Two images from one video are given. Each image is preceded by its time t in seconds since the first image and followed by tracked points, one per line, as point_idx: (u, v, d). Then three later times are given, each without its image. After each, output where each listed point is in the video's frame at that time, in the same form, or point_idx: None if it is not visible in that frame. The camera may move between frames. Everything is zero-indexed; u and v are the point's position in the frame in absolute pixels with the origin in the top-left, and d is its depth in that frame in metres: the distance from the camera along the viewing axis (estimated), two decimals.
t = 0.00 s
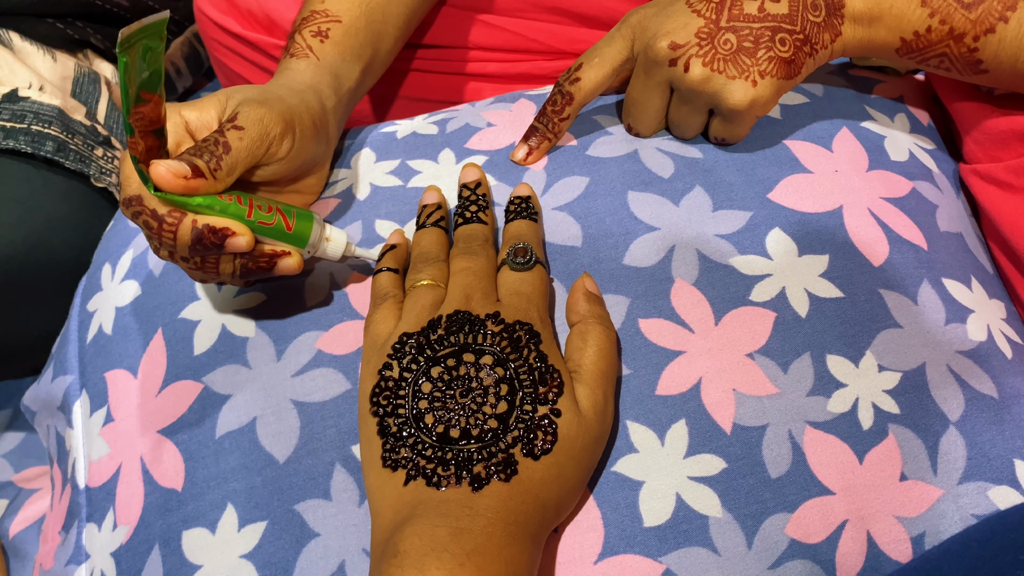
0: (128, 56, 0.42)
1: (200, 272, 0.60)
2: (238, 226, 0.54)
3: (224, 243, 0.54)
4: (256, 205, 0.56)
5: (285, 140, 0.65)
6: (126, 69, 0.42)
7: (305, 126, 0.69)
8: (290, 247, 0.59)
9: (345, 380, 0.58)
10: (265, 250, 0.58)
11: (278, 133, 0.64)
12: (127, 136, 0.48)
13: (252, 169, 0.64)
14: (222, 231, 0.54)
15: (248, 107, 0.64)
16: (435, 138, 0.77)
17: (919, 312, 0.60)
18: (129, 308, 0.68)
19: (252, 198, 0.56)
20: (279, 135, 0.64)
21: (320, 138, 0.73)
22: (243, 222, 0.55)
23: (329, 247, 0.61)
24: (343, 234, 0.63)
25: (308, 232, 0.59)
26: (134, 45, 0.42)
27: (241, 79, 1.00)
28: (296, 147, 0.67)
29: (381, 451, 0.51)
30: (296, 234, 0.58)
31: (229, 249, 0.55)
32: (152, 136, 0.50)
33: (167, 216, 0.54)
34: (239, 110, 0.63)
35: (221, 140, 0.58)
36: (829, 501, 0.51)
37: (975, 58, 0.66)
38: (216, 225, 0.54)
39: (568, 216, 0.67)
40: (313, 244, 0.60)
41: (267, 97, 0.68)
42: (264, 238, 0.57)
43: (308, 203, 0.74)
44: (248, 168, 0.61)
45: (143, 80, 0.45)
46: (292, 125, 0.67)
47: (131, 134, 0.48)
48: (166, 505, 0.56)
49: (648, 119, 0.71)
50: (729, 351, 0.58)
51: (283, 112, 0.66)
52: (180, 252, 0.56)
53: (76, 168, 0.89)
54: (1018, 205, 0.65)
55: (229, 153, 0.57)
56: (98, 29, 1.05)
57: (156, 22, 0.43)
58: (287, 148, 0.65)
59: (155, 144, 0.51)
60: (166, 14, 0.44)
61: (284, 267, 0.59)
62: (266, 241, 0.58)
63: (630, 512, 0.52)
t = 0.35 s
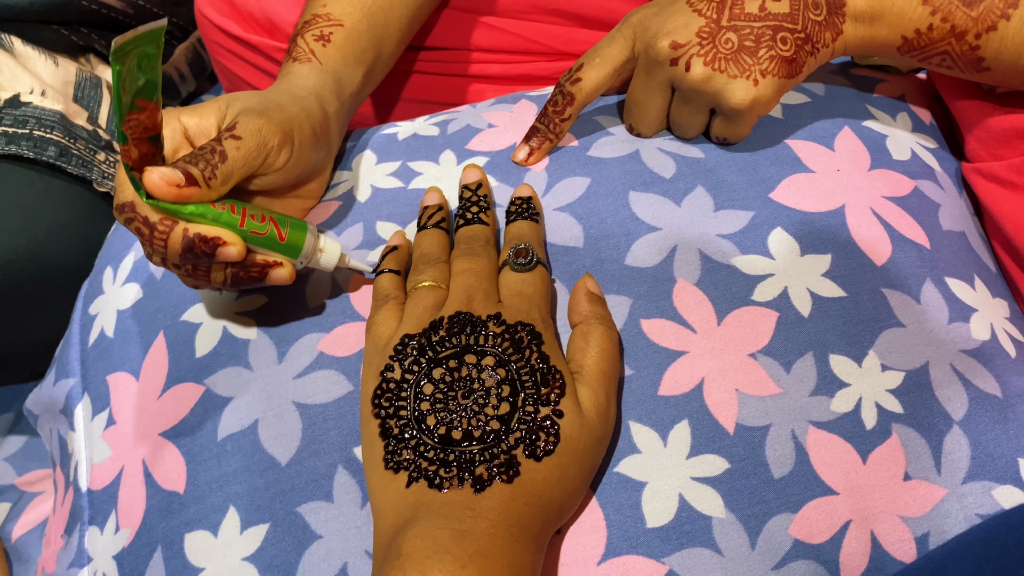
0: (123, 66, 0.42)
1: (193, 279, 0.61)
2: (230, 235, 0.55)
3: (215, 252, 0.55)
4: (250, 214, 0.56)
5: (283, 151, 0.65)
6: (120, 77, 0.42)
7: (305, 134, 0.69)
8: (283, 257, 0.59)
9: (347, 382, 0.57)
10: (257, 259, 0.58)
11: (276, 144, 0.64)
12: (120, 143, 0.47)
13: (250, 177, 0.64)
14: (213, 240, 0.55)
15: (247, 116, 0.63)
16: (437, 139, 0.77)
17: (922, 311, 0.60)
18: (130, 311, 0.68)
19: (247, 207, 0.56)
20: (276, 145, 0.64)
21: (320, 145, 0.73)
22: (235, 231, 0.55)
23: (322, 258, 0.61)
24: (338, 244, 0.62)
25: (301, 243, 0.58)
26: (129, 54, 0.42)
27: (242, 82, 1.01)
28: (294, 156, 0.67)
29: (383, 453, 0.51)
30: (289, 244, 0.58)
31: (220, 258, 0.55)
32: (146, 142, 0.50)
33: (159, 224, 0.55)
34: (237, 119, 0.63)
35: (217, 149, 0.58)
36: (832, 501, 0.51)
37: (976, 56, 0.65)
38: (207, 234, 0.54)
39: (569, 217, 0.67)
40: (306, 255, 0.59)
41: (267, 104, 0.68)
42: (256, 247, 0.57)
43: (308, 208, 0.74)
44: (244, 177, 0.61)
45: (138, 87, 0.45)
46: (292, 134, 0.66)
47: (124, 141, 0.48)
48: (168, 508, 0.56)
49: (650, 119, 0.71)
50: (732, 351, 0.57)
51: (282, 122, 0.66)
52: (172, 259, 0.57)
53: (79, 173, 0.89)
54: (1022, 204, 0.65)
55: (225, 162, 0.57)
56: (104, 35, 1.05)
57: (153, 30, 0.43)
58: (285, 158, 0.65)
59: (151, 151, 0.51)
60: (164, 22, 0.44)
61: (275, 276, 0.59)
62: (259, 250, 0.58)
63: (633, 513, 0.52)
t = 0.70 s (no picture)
0: (92, 60, 0.37)
1: (183, 281, 0.58)
2: (220, 235, 0.51)
3: (206, 253, 0.51)
4: (241, 212, 0.52)
5: (278, 153, 0.61)
6: (90, 72, 0.38)
7: (299, 132, 0.65)
8: (278, 256, 0.55)
9: (341, 398, 0.54)
10: (251, 259, 0.55)
11: (270, 144, 0.60)
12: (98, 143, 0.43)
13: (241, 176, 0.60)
14: (203, 242, 0.51)
15: (239, 113, 0.59)
16: (438, 132, 0.72)
17: (959, 319, 0.55)
18: (115, 318, 0.65)
19: (237, 204, 0.52)
20: (271, 145, 0.60)
21: (315, 143, 0.68)
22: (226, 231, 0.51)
23: (319, 256, 0.58)
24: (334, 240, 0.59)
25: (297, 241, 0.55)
26: (99, 46, 0.38)
27: (238, 69, 0.96)
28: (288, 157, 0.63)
29: (376, 478, 0.48)
30: (283, 242, 0.54)
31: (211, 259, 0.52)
32: (129, 139, 0.45)
33: (145, 225, 0.51)
34: (228, 115, 0.58)
35: (208, 146, 0.53)
36: (862, 527, 0.48)
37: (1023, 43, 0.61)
38: (197, 236, 0.50)
39: (578, 217, 0.62)
40: (302, 251, 0.56)
41: (260, 100, 0.63)
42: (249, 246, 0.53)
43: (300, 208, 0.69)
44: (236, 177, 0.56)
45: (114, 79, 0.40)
46: (286, 134, 0.62)
47: (102, 140, 0.43)
48: (153, 530, 0.53)
49: (666, 112, 0.66)
50: (753, 364, 0.53)
51: (275, 121, 0.61)
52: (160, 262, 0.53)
53: (50, 148, 0.84)
54: None
55: (216, 161, 0.53)
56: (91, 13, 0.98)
57: (126, 16, 0.38)
58: (280, 159, 0.61)
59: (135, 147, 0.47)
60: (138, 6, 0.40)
61: (270, 276, 0.56)
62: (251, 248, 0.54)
63: (646, 540, 0.48)
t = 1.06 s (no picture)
0: (71, 27, 0.37)
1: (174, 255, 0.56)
2: (210, 207, 0.50)
3: (195, 225, 0.50)
4: (232, 185, 0.51)
5: (274, 131, 0.60)
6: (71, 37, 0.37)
7: (300, 115, 0.64)
8: (268, 231, 0.54)
9: (349, 390, 0.54)
10: (241, 234, 0.54)
11: (268, 121, 0.59)
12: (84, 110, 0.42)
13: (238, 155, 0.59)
14: (191, 213, 0.50)
15: (237, 91, 0.58)
16: (445, 126, 0.72)
17: (968, 312, 0.55)
18: (123, 310, 0.65)
19: (228, 177, 0.51)
20: (268, 123, 0.59)
21: (317, 129, 0.67)
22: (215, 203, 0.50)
23: (313, 232, 0.56)
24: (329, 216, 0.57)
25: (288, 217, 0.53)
26: (80, 15, 0.37)
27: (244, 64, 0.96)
28: (286, 138, 0.62)
29: (385, 470, 0.48)
30: (275, 217, 0.53)
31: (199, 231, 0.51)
32: (119, 109, 0.44)
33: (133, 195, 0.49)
34: (227, 92, 0.58)
35: (204, 120, 0.52)
36: (872, 520, 0.47)
37: None
38: (186, 206, 0.49)
39: (586, 210, 0.62)
40: (295, 228, 0.54)
41: (261, 81, 0.62)
42: (239, 219, 0.52)
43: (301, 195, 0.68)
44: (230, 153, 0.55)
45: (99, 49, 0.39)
46: (284, 114, 0.61)
47: (86, 109, 0.43)
48: (161, 522, 0.53)
49: (674, 106, 0.66)
50: (762, 356, 0.53)
51: (275, 102, 0.61)
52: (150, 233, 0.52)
53: (57, 141, 0.84)
54: None
55: (211, 135, 0.52)
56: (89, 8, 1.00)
57: None
58: (275, 138, 0.60)
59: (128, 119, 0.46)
60: None
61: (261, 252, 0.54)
62: (242, 222, 0.53)
63: (654, 532, 0.48)
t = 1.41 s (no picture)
0: None
1: (195, 237, 0.55)
2: (239, 185, 0.50)
3: (223, 203, 0.50)
4: (262, 166, 0.51)
5: (293, 107, 0.59)
6: None
7: (317, 94, 0.64)
8: (295, 216, 0.54)
9: (349, 382, 0.54)
10: (268, 218, 0.53)
11: (288, 94, 0.59)
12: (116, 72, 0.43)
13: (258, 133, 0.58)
14: (219, 189, 0.49)
15: (256, 65, 0.58)
16: (446, 118, 0.72)
17: (969, 305, 0.55)
18: (122, 303, 0.65)
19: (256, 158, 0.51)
20: (288, 96, 0.59)
21: (333, 113, 0.67)
22: (246, 182, 0.50)
23: (338, 222, 0.55)
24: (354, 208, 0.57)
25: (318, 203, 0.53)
26: None
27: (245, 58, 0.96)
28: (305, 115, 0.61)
29: (386, 462, 0.47)
30: (302, 202, 0.53)
31: (228, 211, 0.50)
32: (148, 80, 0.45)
33: (161, 167, 0.49)
34: (245, 66, 0.57)
35: (225, 96, 0.52)
36: (872, 512, 0.47)
37: None
38: (216, 182, 0.49)
39: (586, 202, 0.62)
40: (321, 215, 0.54)
41: (276, 59, 0.62)
42: (268, 202, 0.52)
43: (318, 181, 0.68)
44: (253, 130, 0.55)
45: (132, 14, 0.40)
46: (302, 89, 0.61)
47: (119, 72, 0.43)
48: (161, 514, 0.53)
49: (675, 97, 0.66)
50: (762, 348, 0.53)
51: (292, 75, 0.60)
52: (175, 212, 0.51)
53: (56, 133, 0.83)
54: None
55: (234, 111, 0.52)
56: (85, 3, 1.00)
57: None
58: (296, 113, 0.60)
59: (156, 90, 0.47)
60: None
61: (286, 237, 0.53)
62: (271, 207, 0.53)
63: (655, 524, 0.48)
